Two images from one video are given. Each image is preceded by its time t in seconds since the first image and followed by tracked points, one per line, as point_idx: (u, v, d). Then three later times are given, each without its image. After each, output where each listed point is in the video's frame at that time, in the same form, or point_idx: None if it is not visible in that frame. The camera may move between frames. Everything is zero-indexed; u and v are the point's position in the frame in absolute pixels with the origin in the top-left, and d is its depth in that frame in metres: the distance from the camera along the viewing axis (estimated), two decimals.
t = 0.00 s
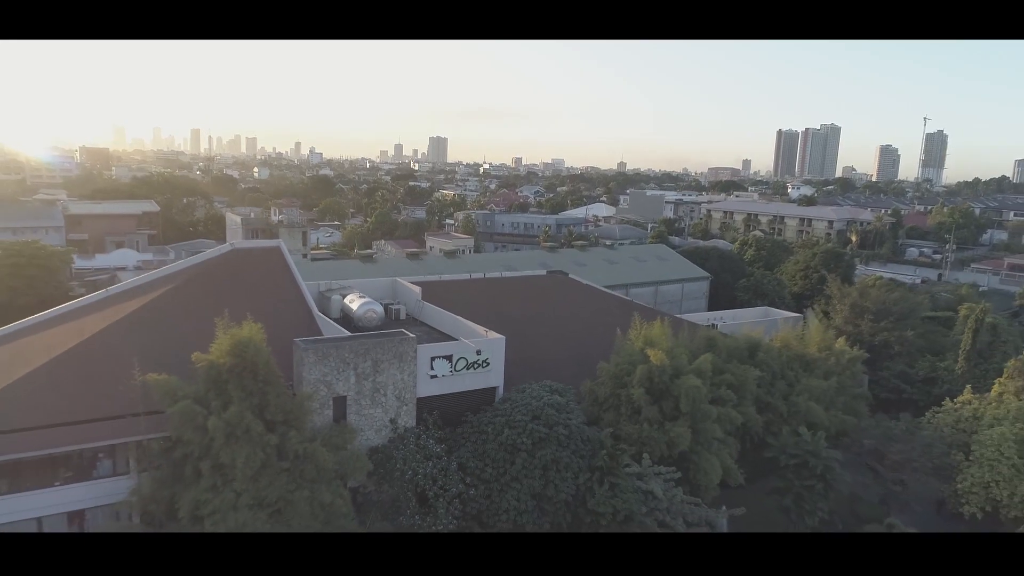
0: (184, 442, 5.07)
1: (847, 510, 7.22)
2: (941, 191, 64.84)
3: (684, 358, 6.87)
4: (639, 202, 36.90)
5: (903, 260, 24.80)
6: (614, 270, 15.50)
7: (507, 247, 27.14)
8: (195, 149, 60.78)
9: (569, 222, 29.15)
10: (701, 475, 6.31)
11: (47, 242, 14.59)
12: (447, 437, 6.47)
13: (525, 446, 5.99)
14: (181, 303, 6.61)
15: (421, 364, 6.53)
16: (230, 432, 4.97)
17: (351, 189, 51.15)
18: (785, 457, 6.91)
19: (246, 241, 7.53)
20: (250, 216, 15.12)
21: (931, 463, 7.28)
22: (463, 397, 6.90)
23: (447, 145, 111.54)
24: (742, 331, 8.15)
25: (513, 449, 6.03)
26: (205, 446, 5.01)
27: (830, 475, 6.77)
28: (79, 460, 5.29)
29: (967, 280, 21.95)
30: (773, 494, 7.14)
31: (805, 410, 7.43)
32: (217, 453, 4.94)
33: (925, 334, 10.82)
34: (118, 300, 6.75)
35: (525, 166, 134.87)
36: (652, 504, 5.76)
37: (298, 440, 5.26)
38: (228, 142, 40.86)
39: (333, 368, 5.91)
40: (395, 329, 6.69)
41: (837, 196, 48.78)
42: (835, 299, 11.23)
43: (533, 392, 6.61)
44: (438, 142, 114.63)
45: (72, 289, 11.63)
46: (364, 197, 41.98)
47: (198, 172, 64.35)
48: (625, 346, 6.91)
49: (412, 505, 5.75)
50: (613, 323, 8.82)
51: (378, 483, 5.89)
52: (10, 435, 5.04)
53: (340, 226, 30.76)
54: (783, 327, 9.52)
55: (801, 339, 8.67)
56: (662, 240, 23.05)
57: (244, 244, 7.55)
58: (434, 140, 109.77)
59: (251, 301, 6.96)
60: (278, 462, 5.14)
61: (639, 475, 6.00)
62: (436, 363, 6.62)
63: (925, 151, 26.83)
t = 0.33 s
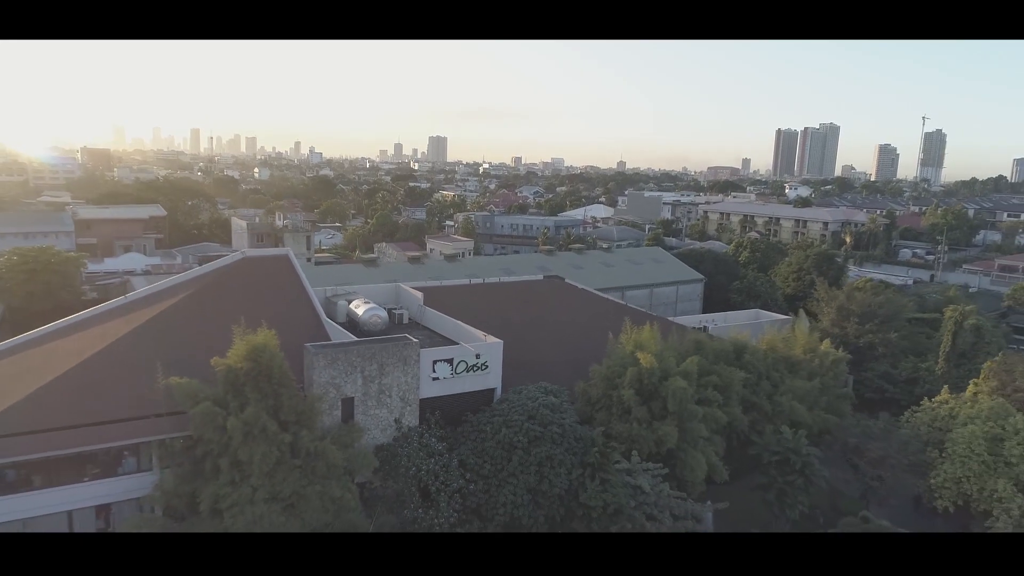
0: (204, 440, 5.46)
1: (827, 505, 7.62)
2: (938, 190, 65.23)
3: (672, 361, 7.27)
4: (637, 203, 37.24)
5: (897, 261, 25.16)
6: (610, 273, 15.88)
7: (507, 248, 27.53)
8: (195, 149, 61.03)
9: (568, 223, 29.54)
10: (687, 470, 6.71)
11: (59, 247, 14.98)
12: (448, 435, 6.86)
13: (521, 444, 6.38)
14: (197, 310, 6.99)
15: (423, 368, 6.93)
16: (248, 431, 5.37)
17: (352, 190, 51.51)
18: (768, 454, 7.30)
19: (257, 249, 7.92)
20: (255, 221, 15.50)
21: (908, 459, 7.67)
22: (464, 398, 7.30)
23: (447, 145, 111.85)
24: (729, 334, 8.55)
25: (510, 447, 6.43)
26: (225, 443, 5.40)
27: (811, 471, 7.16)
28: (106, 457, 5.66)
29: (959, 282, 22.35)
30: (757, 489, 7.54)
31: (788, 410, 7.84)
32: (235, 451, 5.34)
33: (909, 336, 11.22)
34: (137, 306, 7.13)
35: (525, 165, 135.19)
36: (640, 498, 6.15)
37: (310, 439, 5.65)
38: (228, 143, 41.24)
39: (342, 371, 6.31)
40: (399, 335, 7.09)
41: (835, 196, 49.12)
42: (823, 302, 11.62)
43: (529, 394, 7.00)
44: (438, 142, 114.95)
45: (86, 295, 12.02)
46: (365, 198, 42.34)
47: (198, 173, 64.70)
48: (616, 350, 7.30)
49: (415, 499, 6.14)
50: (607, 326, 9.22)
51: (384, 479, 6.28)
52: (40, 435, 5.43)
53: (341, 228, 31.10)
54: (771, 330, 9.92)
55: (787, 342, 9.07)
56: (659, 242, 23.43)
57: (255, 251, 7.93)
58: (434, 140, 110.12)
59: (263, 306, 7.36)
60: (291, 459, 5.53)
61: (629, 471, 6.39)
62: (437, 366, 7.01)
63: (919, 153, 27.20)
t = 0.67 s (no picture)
0: (222, 436, 5.85)
1: (809, 497, 8.03)
2: (935, 188, 65.59)
3: (661, 361, 7.66)
4: (635, 202, 37.58)
5: (890, 260, 25.58)
6: (606, 273, 16.26)
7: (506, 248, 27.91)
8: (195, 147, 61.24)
9: (566, 223, 29.92)
10: (675, 464, 7.10)
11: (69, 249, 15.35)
12: (449, 431, 7.26)
13: (517, 440, 6.78)
14: (211, 314, 7.36)
15: (425, 368, 7.33)
16: (262, 428, 5.76)
17: (352, 188, 51.82)
18: (752, 449, 7.71)
19: (266, 254, 8.30)
20: (259, 222, 15.88)
21: (885, 454, 8.08)
22: (464, 396, 7.70)
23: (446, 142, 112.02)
24: (717, 335, 8.94)
25: (507, 442, 6.83)
26: (241, 439, 5.79)
27: (793, 465, 7.56)
28: (129, 452, 6.04)
29: (949, 281, 22.77)
30: (742, 482, 7.95)
31: (772, 407, 8.23)
32: (251, 446, 5.73)
33: (893, 336, 11.63)
34: (153, 310, 7.52)
35: (524, 163, 135.41)
36: (629, 490, 6.55)
37: (320, 435, 6.05)
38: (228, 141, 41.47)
39: (349, 371, 6.71)
40: (402, 337, 7.48)
41: (831, 194, 49.49)
42: (811, 303, 12.03)
43: (525, 392, 7.40)
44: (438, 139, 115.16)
45: (98, 296, 12.41)
46: (365, 197, 42.68)
47: (198, 170, 64.99)
48: (608, 351, 7.70)
49: (418, 491, 6.55)
50: (601, 327, 9.61)
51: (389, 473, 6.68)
52: (68, 432, 5.80)
53: (342, 227, 31.45)
54: (759, 331, 10.31)
55: (773, 342, 9.47)
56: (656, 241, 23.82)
57: (264, 257, 8.32)
58: (433, 138, 110.33)
59: (273, 309, 7.75)
60: (303, 453, 5.92)
61: (619, 465, 6.78)
62: (438, 366, 7.42)
63: (913, 152, 27.58)
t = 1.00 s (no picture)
0: (237, 428, 6.24)
1: (792, 485, 8.46)
2: (933, 180, 65.84)
3: (651, 355, 8.06)
4: (633, 195, 37.89)
5: (883, 254, 25.98)
6: (603, 268, 16.64)
7: (505, 242, 28.30)
8: (194, 140, 61.31)
9: (564, 217, 30.27)
10: (664, 454, 7.50)
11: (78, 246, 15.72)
12: (450, 423, 7.67)
13: (514, 431, 7.18)
14: (223, 313, 7.74)
15: (427, 363, 7.74)
16: (275, 419, 6.16)
17: (352, 181, 52.01)
18: (738, 439, 8.11)
19: (273, 255, 8.68)
20: (264, 219, 16.24)
21: (865, 444, 8.50)
22: (464, 389, 8.10)
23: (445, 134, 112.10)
24: (706, 330, 9.33)
25: (504, 433, 7.23)
26: (256, 431, 6.19)
27: (776, 454, 7.96)
28: (150, 443, 6.43)
29: (941, 275, 23.17)
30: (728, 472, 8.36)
31: (758, 399, 8.64)
32: (265, 436, 6.13)
33: (878, 330, 12.05)
34: (168, 308, 7.90)
35: (523, 155, 135.54)
36: (619, 477, 6.95)
37: (329, 426, 6.45)
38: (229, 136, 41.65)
39: (355, 366, 7.10)
40: (405, 333, 7.88)
41: (829, 187, 49.81)
42: (800, 299, 12.43)
43: (522, 386, 7.80)
44: (437, 131, 115.27)
45: (108, 292, 12.77)
46: (365, 191, 42.97)
47: (198, 163, 65.15)
48: (601, 346, 8.11)
49: (421, 479, 6.96)
50: (595, 323, 10.01)
51: (393, 462, 7.09)
52: (94, 423, 6.20)
53: (343, 221, 31.76)
54: (748, 326, 10.70)
55: (760, 337, 9.85)
56: (653, 236, 24.18)
57: (272, 257, 8.70)
58: (432, 129, 110.45)
59: (282, 306, 8.14)
60: (313, 443, 6.33)
61: (610, 454, 7.18)
62: (440, 361, 7.81)
63: (907, 147, 27.93)
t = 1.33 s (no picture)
0: (251, 418, 6.63)
1: (777, 471, 8.88)
2: (931, 171, 66.00)
3: (643, 349, 8.44)
4: (631, 187, 38.18)
5: (877, 246, 26.35)
6: (600, 262, 16.99)
7: (504, 234, 28.70)
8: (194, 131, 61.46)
9: (563, 210, 30.59)
10: (654, 442, 7.91)
11: (86, 240, 16.09)
12: (451, 412, 8.07)
13: (512, 420, 7.57)
14: (234, 308, 8.12)
15: (429, 356, 8.13)
16: (287, 410, 6.55)
17: (353, 172, 52.25)
18: (726, 429, 8.52)
19: (281, 252, 9.05)
20: (268, 214, 16.58)
21: (847, 433, 8.91)
22: (464, 381, 8.50)
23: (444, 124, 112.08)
24: (697, 324, 9.71)
25: (502, 422, 7.62)
26: (268, 421, 6.58)
27: (761, 442, 8.35)
28: (169, 432, 6.83)
29: (933, 268, 23.54)
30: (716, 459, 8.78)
31: (746, 390, 9.03)
32: (278, 426, 6.52)
33: (865, 323, 12.44)
34: (181, 304, 8.28)
35: (523, 145, 135.52)
36: (611, 465, 7.36)
37: (337, 416, 6.84)
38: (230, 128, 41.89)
39: (361, 359, 7.49)
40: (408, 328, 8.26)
41: (826, 178, 50.06)
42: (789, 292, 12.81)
43: (520, 378, 8.20)
44: (436, 122, 115.23)
45: (118, 286, 13.14)
46: (365, 183, 43.28)
47: (199, 154, 65.39)
48: (595, 340, 8.49)
49: (423, 466, 7.38)
50: (590, 317, 10.40)
51: (398, 450, 7.50)
52: (117, 413, 6.60)
53: (344, 213, 32.11)
54: (739, 320, 11.09)
55: (750, 331, 10.22)
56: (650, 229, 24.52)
57: (280, 253, 9.06)
58: (432, 119, 110.44)
59: (290, 302, 8.51)
60: (322, 432, 6.72)
61: (603, 443, 7.59)
62: (441, 355, 8.21)
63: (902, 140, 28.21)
